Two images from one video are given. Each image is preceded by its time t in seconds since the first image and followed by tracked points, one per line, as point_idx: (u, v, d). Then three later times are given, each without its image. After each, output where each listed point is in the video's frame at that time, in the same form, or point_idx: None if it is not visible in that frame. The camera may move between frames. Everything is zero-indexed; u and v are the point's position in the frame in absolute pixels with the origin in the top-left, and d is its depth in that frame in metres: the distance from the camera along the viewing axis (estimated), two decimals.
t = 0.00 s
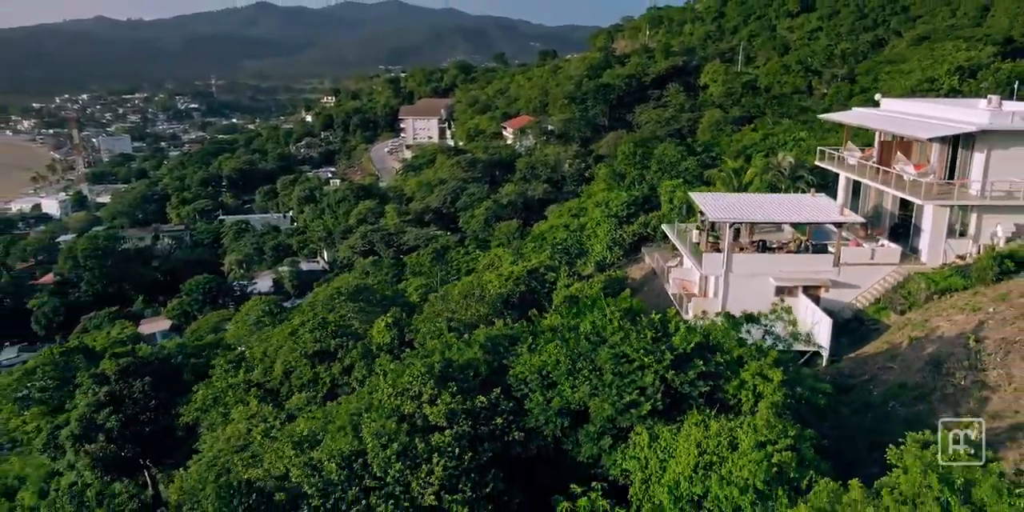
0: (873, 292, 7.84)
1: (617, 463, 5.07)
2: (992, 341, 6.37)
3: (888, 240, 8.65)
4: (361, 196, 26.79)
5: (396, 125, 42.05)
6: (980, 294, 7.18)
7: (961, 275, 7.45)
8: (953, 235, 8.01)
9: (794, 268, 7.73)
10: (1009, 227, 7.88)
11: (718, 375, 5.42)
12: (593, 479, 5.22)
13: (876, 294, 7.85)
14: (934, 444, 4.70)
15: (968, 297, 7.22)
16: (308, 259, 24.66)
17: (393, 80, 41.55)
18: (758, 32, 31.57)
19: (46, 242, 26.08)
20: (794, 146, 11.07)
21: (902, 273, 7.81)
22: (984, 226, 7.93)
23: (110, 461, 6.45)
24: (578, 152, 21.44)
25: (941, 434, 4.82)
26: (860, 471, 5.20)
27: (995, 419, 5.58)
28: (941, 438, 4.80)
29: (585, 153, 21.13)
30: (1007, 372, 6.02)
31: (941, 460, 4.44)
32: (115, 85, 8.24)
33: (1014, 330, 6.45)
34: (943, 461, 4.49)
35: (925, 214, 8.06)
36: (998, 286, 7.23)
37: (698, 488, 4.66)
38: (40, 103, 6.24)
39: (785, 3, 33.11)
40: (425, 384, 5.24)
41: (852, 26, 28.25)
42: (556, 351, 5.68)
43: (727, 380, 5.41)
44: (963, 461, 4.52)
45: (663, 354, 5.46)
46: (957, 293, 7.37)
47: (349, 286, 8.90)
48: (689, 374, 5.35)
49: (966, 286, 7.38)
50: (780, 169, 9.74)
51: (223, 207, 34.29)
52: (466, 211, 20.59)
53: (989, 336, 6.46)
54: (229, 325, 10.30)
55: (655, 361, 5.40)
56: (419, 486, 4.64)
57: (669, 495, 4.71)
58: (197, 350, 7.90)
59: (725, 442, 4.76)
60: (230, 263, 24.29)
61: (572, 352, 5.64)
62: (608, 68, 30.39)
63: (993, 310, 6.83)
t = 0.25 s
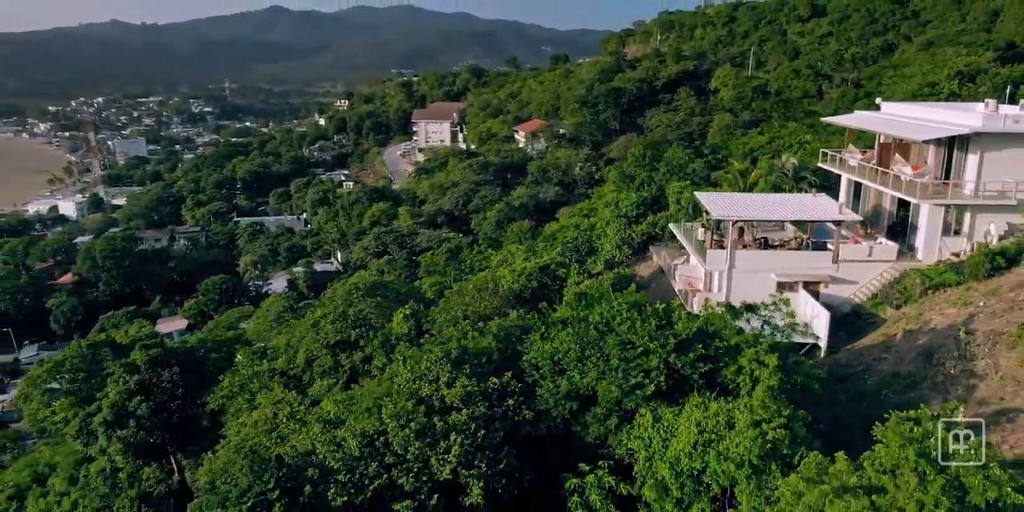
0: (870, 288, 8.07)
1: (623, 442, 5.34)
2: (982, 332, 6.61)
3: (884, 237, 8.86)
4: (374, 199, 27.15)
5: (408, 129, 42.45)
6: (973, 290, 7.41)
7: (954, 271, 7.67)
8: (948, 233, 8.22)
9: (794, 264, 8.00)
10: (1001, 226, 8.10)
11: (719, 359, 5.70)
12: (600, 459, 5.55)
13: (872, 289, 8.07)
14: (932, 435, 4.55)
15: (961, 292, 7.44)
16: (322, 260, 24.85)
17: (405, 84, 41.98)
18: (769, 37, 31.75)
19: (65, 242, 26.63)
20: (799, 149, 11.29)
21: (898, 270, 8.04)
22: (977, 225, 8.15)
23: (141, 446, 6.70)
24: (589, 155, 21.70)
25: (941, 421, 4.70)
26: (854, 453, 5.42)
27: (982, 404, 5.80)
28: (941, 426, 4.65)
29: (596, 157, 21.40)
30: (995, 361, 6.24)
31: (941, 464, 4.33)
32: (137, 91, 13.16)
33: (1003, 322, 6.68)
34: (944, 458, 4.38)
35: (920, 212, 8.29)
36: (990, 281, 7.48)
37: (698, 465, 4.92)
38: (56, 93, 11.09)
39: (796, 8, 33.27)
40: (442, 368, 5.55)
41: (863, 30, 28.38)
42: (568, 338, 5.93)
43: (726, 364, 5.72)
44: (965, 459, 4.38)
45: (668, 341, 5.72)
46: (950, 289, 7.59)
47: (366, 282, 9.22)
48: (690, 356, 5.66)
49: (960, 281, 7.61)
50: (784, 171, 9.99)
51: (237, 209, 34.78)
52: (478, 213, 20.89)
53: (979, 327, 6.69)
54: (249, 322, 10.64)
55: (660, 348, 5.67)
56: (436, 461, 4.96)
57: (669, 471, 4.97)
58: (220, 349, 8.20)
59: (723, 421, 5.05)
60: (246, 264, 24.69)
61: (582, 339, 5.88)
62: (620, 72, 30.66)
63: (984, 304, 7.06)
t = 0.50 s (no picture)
0: (870, 284, 8.26)
1: (630, 426, 5.61)
2: (974, 325, 6.81)
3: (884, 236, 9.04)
4: (389, 201, 27.53)
5: (422, 131, 42.86)
6: (967, 286, 7.54)
7: (950, 268, 7.80)
8: (945, 232, 8.39)
9: (797, 261, 8.21)
10: (998, 225, 8.25)
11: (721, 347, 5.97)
12: (608, 441, 5.77)
13: (871, 285, 8.25)
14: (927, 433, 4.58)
15: (956, 288, 7.58)
16: (337, 261, 25.25)
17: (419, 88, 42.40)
18: (781, 40, 31.87)
19: (84, 243, 27.20)
20: (806, 151, 11.50)
21: (897, 267, 8.22)
22: (975, 224, 8.29)
23: (170, 432, 7.12)
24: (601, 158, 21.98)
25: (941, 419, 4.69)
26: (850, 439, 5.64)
27: (972, 394, 5.99)
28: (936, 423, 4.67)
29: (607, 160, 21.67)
30: (985, 353, 6.44)
31: (941, 468, 4.38)
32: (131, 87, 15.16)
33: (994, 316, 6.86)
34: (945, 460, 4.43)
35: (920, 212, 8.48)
36: (983, 279, 7.58)
37: (703, 445, 5.19)
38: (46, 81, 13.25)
39: (808, 12, 33.38)
40: (458, 355, 5.84)
41: (875, 34, 28.47)
42: (579, 328, 6.20)
43: (727, 350, 5.98)
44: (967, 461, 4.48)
45: (672, 329, 5.98)
46: (946, 285, 7.73)
47: (383, 280, 9.53)
48: (692, 342, 5.93)
49: (955, 279, 7.73)
50: (791, 173, 10.22)
51: (253, 211, 35.28)
52: (491, 215, 21.17)
53: (972, 321, 6.89)
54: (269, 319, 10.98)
55: (665, 336, 5.94)
56: (452, 438, 5.24)
57: (672, 450, 5.22)
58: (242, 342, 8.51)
59: (723, 404, 5.32)
60: (262, 264, 25.11)
61: (593, 329, 6.14)
62: (632, 76, 30.91)
63: (977, 299, 7.21)
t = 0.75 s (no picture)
0: (868, 280, 8.48)
1: (634, 409, 5.85)
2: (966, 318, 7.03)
3: (881, 234, 9.29)
4: (402, 203, 27.92)
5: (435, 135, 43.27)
6: (961, 282, 7.78)
7: (944, 265, 8.05)
8: (941, 231, 8.63)
9: (799, 258, 8.43)
10: (992, 225, 8.47)
11: (721, 335, 6.34)
12: (614, 425, 6.03)
13: (870, 281, 8.48)
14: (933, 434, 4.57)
15: (949, 284, 7.83)
16: (351, 262, 25.61)
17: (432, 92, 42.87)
18: (793, 44, 32.02)
19: (104, 244, 27.86)
20: (812, 153, 11.71)
21: (894, 264, 8.43)
22: (969, 222, 8.54)
23: (197, 420, 7.44)
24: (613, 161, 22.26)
25: (943, 420, 4.63)
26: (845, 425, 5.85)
27: (961, 383, 6.20)
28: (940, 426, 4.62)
29: (618, 163, 21.94)
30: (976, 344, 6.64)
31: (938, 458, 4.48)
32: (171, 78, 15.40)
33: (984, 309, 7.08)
34: (946, 461, 4.48)
35: (916, 212, 8.73)
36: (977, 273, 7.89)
37: (703, 422, 5.39)
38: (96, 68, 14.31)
39: (820, 16, 33.50)
40: (473, 344, 6.18)
41: (887, 37, 28.53)
42: (587, 319, 6.52)
43: (727, 340, 6.33)
44: (964, 461, 4.55)
45: (674, 320, 6.35)
46: (941, 281, 7.97)
47: (399, 278, 9.84)
48: (695, 332, 6.34)
49: (948, 274, 8.00)
50: (795, 174, 10.45)
51: (268, 213, 35.79)
52: (504, 217, 21.48)
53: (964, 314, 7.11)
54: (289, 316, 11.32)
55: (668, 326, 6.30)
56: (467, 419, 5.53)
57: (675, 432, 5.45)
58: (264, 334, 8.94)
59: (722, 388, 5.54)
60: (277, 265, 25.55)
61: (602, 319, 6.47)
62: (644, 80, 31.16)
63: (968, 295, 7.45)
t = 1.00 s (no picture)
0: (867, 278, 8.68)
1: (640, 397, 6.17)
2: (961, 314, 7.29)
3: (880, 233, 9.51)
4: (416, 205, 28.31)
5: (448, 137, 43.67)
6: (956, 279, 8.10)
7: (942, 264, 8.34)
8: (939, 230, 8.85)
9: (800, 257, 8.70)
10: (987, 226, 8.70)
11: (722, 327, 6.70)
12: (620, 411, 6.36)
13: (870, 279, 8.69)
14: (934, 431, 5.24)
15: (945, 281, 8.13)
16: (366, 263, 25.92)
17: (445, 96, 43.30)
18: (804, 48, 32.15)
19: (123, 245, 28.46)
20: (818, 156, 11.93)
21: (892, 263, 8.64)
22: (966, 223, 8.76)
23: (224, 410, 7.82)
24: (623, 164, 22.53)
25: (942, 420, 5.28)
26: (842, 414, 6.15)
27: (953, 377, 6.51)
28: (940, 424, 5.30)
29: (628, 166, 22.21)
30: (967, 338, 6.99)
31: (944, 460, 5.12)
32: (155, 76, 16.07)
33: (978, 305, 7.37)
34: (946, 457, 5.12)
35: (914, 212, 8.94)
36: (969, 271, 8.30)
37: (702, 407, 5.72)
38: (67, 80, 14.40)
39: (832, 20, 33.60)
40: (488, 336, 6.52)
41: (899, 41, 28.60)
42: (596, 313, 6.83)
43: (729, 333, 6.67)
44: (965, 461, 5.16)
45: (678, 312, 6.71)
46: (937, 278, 8.31)
47: (414, 277, 10.19)
48: (697, 324, 6.71)
49: (945, 272, 8.30)
50: (800, 176, 10.70)
51: (283, 215, 36.28)
52: (517, 219, 21.78)
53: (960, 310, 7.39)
54: (306, 313, 11.69)
55: (671, 318, 6.66)
56: (482, 404, 5.88)
57: (676, 416, 5.78)
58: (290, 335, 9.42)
59: (722, 375, 5.85)
60: (292, 266, 26.01)
61: (610, 311, 6.81)
62: (656, 83, 31.40)
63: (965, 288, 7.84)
